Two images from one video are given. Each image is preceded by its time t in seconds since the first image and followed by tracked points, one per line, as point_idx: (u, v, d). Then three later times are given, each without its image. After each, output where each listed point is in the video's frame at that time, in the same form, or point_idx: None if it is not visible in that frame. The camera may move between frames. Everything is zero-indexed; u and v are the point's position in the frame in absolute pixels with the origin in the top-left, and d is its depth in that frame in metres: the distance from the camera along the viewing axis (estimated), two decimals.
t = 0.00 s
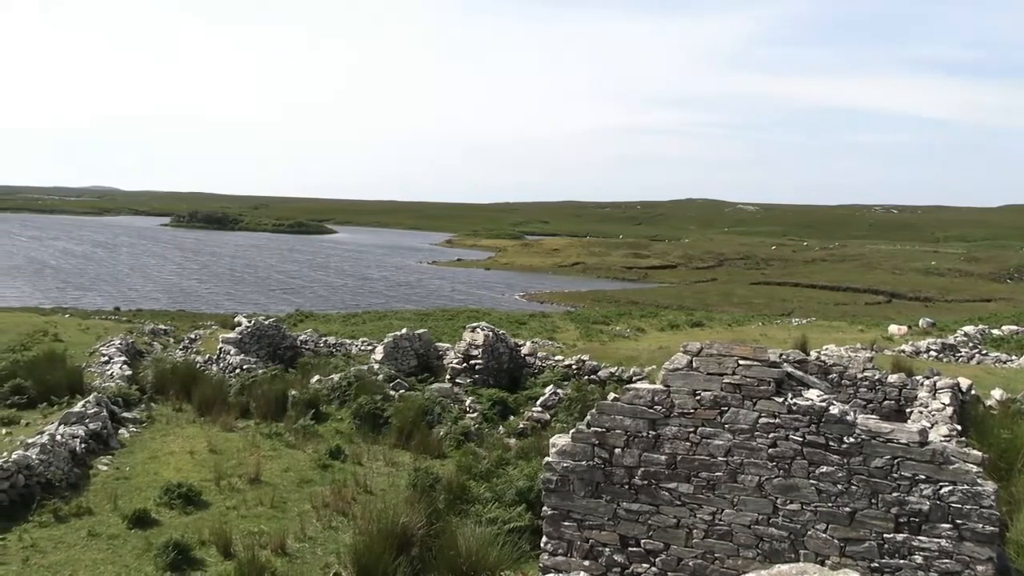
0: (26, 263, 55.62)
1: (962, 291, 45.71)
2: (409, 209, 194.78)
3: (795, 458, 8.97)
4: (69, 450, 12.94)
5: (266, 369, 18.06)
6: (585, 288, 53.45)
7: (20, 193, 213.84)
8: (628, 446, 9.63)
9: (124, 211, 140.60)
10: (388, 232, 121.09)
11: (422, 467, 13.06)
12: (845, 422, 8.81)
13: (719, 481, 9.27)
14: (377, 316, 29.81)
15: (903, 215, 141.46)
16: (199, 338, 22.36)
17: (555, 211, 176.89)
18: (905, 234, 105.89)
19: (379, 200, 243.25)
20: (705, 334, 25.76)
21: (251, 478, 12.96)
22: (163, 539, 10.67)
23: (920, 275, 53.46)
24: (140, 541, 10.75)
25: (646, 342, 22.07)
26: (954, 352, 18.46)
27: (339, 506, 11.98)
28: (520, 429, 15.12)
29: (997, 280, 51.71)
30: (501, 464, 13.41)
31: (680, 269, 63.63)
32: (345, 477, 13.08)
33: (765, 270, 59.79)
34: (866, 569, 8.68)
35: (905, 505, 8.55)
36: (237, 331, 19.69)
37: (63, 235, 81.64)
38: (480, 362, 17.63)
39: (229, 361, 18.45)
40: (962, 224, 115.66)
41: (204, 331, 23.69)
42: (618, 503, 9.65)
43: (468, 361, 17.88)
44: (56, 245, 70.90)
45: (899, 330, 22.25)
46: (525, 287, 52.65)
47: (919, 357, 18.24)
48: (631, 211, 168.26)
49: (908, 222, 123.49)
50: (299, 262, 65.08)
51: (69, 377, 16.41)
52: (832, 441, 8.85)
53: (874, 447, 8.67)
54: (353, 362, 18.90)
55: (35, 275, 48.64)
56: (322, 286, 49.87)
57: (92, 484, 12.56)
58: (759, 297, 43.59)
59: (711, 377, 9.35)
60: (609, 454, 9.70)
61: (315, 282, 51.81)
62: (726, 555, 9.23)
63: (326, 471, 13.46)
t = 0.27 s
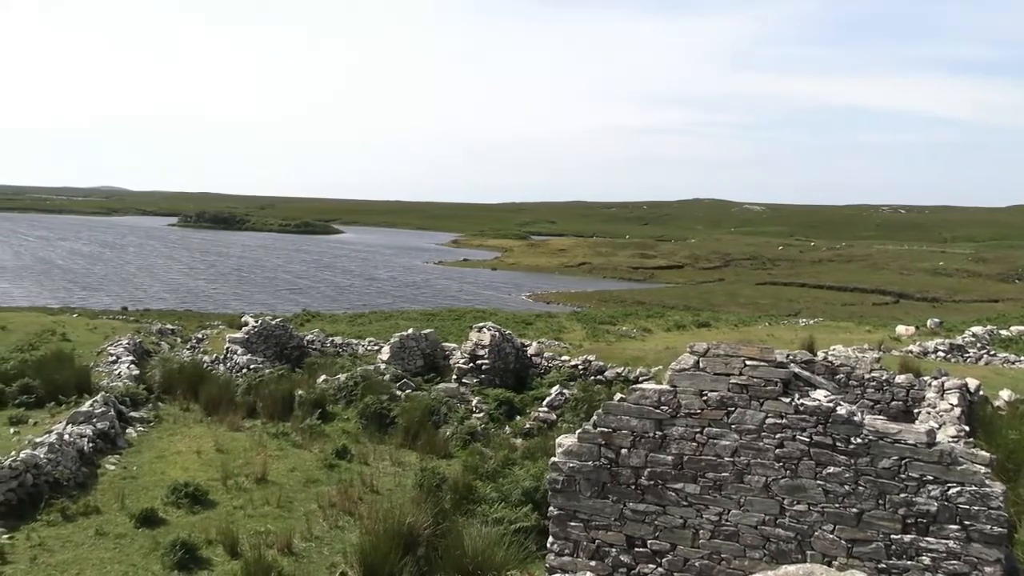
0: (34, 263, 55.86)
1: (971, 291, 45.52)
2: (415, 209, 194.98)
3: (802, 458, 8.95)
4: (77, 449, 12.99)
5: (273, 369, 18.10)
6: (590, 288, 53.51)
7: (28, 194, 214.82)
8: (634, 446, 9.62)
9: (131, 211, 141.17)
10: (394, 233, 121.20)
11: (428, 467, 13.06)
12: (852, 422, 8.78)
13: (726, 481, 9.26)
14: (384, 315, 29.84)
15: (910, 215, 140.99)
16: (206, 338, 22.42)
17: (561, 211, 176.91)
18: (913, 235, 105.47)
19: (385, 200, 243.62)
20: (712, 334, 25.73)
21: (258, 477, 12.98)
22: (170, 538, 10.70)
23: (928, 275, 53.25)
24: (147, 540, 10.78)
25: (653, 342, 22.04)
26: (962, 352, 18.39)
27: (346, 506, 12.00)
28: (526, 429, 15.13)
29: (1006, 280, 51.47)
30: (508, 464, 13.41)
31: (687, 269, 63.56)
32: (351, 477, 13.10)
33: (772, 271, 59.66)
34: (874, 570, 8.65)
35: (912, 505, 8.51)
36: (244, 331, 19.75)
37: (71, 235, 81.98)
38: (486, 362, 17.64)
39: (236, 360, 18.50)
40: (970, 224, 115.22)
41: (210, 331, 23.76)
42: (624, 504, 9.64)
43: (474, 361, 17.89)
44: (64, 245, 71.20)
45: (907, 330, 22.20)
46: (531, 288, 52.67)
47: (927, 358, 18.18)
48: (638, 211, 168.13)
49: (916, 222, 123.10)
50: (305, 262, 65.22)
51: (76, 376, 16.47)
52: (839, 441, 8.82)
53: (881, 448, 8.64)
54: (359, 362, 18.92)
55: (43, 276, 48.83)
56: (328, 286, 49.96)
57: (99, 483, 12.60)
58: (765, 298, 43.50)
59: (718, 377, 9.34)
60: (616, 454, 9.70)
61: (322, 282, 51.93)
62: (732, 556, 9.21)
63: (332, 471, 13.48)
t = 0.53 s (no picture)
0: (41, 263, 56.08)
1: (978, 292, 45.35)
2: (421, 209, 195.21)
3: (808, 459, 8.93)
4: (83, 449, 13.02)
5: (278, 369, 18.13)
6: (596, 288, 53.61)
7: (36, 194, 215.79)
8: (639, 447, 9.62)
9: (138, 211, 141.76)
10: (399, 233, 121.37)
11: (433, 467, 13.07)
12: (858, 423, 8.76)
13: (732, 482, 9.24)
14: (389, 315, 29.88)
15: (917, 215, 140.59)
16: (212, 338, 22.46)
17: (567, 211, 176.96)
18: (920, 235, 105.11)
19: (390, 200, 243.85)
20: (718, 335, 25.71)
21: (264, 477, 13.00)
22: (176, 538, 10.73)
23: (935, 275, 53.06)
24: (153, 540, 10.80)
25: (658, 342, 22.03)
26: (969, 353, 18.35)
27: (351, 506, 12.01)
28: (531, 429, 15.13)
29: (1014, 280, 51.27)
30: (513, 464, 13.41)
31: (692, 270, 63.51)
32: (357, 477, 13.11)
33: (778, 271, 59.54)
34: (880, 571, 8.62)
35: (918, 507, 8.49)
36: (249, 331, 19.79)
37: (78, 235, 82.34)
38: (491, 363, 17.65)
39: (241, 360, 18.53)
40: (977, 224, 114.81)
41: (216, 331, 23.81)
42: (629, 504, 9.64)
43: (480, 361, 17.90)
44: (71, 246, 71.44)
45: (913, 330, 22.18)
46: (536, 288, 52.70)
47: (934, 358, 18.15)
48: (644, 211, 168.11)
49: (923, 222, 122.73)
50: (311, 262, 65.35)
51: (83, 376, 16.51)
52: (845, 442, 8.80)
53: (887, 448, 8.62)
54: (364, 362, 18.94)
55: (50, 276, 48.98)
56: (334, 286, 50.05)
57: (106, 482, 12.63)
58: (771, 298, 43.44)
59: (723, 377, 9.33)
60: (621, 455, 9.69)
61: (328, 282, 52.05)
62: (738, 557, 9.20)
63: (338, 470, 13.49)
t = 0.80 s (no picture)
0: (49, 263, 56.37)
1: (987, 292, 45.15)
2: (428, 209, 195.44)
3: (815, 459, 8.91)
4: (91, 448, 13.07)
5: (285, 369, 18.17)
6: (602, 288, 53.67)
7: (44, 194, 216.91)
8: (646, 447, 9.61)
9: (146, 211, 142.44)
10: (406, 233, 121.53)
11: (440, 467, 13.08)
12: (865, 423, 8.74)
13: (738, 482, 9.23)
14: (396, 315, 29.92)
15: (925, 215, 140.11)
16: (219, 338, 22.51)
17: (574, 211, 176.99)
18: (928, 236, 104.73)
19: (395, 200, 244.13)
20: (725, 335, 25.69)
21: (271, 476, 13.04)
22: (183, 537, 10.76)
23: (944, 276, 52.83)
24: (160, 539, 10.84)
25: (665, 342, 22.02)
26: (977, 354, 18.29)
27: (358, 505, 12.03)
28: (537, 430, 15.12)
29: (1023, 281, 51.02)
30: (520, 464, 13.42)
31: (699, 270, 63.45)
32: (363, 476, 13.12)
33: (785, 271, 59.40)
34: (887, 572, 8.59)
35: (926, 508, 8.46)
36: (257, 331, 19.85)
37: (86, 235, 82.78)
38: (498, 363, 17.66)
39: (248, 360, 18.58)
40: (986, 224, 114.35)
41: (223, 331, 23.88)
42: (636, 504, 9.63)
43: (486, 361, 17.91)
44: (78, 246, 71.74)
45: (922, 330, 22.15)
46: (542, 288, 52.71)
47: (942, 359, 18.10)
48: (650, 211, 168.07)
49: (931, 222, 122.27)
50: (317, 262, 65.49)
51: (91, 376, 16.57)
52: (853, 443, 8.77)
53: (895, 449, 8.59)
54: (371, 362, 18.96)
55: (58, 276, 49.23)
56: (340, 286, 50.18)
57: (113, 482, 12.68)
58: (778, 298, 43.35)
59: (730, 378, 9.32)
60: (627, 455, 9.68)
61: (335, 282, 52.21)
62: (744, 558, 9.18)
63: (344, 470, 13.51)
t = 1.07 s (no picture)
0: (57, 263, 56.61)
1: (995, 292, 44.97)
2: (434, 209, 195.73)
3: (822, 460, 8.89)
4: (99, 447, 13.12)
5: (292, 369, 18.20)
6: (608, 288, 53.67)
7: (52, 194, 217.94)
8: (652, 447, 9.60)
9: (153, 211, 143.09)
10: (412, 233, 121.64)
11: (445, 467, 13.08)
12: (872, 424, 8.71)
13: (745, 483, 9.21)
14: (402, 315, 29.95)
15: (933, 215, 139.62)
16: (226, 338, 22.56)
17: (580, 211, 177.00)
18: (935, 236, 104.35)
19: (401, 200, 244.46)
20: (732, 335, 25.64)
21: (277, 476, 13.07)
22: (191, 536, 10.79)
23: (951, 276, 52.61)
24: (168, 538, 10.88)
25: (672, 343, 21.99)
26: (984, 354, 18.21)
27: (364, 505, 12.04)
28: (543, 430, 15.12)
29: None
30: (526, 464, 13.42)
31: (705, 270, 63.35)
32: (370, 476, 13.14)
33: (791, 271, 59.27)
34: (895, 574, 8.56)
35: (934, 509, 8.43)
36: (263, 331, 19.89)
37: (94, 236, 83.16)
38: (504, 362, 17.66)
39: (255, 360, 18.62)
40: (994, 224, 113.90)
41: (230, 330, 23.93)
42: (642, 505, 9.62)
43: (492, 361, 17.92)
44: (86, 246, 72.06)
45: (929, 331, 22.09)
46: (547, 287, 52.69)
47: (949, 359, 18.03)
48: (657, 211, 167.96)
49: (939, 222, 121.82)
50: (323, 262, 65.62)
51: (98, 376, 16.63)
52: (860, 443, 8.75)
53: (903, 450, 8.56)
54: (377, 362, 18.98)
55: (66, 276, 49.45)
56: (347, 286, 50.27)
57: (121, 481, 12.72)
58: (785, 299, 43.24)
59: (737, 378, 9.30)
60: (634, 455, 9.67)
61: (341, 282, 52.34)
62: (751, 558, 9.16)
63: (351, 470, 13.53)
